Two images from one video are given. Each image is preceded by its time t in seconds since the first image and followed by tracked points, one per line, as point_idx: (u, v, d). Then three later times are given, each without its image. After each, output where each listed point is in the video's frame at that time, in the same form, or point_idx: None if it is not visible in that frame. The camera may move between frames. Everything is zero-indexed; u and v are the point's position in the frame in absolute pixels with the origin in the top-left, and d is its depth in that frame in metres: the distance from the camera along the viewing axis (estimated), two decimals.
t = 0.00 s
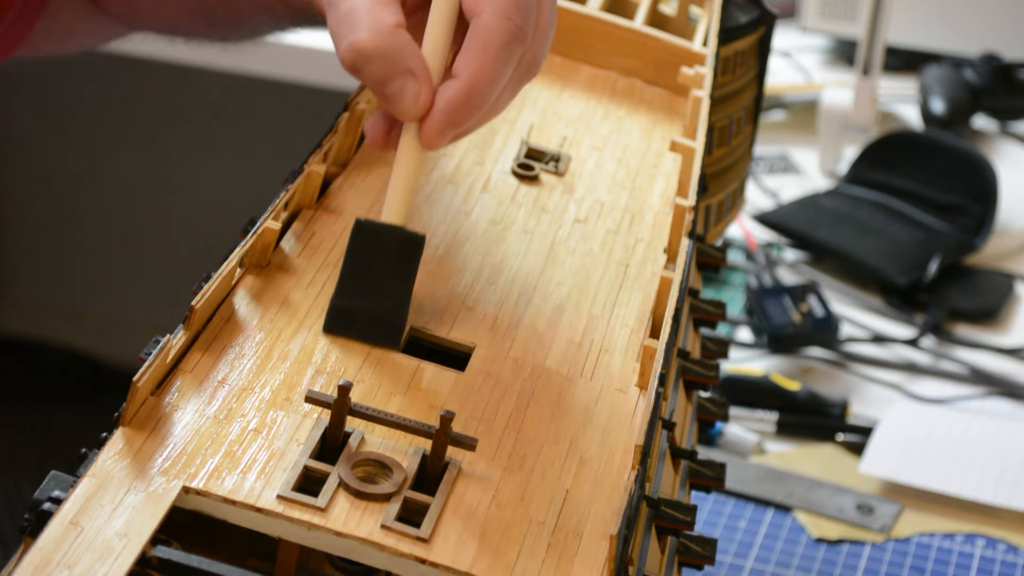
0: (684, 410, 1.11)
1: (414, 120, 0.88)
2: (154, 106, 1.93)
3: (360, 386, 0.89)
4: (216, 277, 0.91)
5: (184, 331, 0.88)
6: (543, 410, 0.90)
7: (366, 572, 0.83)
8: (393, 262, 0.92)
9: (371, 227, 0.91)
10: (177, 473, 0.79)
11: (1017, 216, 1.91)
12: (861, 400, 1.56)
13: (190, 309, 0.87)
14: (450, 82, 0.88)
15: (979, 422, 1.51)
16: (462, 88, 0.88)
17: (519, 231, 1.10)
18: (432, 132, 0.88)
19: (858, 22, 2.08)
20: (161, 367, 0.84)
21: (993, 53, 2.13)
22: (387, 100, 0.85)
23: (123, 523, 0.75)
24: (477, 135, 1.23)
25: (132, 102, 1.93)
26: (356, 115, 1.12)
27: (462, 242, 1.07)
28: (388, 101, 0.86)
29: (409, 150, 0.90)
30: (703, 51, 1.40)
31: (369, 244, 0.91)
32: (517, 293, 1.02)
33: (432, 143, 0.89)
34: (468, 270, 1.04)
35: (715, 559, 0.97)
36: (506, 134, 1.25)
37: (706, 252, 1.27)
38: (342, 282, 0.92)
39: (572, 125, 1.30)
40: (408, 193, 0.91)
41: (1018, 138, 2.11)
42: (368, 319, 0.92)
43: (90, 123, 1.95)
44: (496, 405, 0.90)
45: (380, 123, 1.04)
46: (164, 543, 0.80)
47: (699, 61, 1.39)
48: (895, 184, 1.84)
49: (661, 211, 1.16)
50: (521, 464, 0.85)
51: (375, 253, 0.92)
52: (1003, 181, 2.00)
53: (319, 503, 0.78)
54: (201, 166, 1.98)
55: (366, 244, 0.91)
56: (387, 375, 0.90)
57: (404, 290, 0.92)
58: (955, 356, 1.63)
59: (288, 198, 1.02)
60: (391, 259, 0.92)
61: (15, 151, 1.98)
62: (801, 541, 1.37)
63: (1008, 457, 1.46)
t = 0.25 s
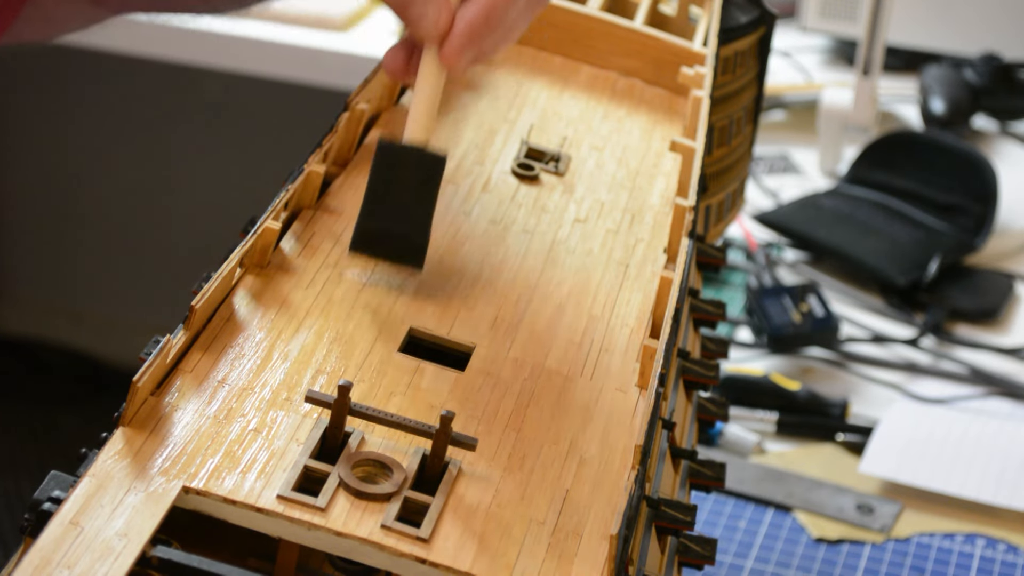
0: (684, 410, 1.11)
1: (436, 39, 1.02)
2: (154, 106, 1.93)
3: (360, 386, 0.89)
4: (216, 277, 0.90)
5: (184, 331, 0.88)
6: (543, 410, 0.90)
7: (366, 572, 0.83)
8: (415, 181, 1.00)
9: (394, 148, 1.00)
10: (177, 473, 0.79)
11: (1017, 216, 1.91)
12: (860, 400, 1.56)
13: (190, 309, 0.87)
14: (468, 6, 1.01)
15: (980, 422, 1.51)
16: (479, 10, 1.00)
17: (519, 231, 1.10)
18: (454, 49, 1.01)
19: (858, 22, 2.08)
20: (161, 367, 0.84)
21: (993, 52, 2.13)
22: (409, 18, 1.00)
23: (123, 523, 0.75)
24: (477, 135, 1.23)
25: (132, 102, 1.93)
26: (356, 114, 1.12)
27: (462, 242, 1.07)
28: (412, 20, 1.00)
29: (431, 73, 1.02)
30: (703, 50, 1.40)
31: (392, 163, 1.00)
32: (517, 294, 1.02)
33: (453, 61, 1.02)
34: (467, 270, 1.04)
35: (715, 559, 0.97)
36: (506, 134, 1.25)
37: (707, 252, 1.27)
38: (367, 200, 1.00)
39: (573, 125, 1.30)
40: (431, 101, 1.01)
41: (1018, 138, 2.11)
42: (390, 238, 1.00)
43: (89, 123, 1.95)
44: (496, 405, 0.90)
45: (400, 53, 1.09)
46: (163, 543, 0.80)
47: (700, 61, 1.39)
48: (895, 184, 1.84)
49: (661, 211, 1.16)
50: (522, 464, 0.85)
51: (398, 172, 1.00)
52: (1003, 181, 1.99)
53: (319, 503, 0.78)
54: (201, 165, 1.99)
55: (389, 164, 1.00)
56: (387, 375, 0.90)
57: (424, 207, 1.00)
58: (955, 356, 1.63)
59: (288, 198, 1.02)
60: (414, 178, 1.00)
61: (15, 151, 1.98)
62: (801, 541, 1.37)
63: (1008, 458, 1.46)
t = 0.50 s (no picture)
0: (684, 410, 1.11)
1: (450, 91, 0.90)
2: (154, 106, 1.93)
3: (360, 386, 0.89)
4: (216, 277, 0.91)
5: (184, 331, 0.88)
6: (543, 410, 0.90)
7: (366, 572, 0.83)
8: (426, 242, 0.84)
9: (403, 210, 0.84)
10: (177, 473, 0.79)
11: (1017, 216, 1.91)
12: (861, 400, 1.56)
13: (190, 309, 0.87)
14: (484, 46, 0.91)
15: (980, 422, 1.51)
16: (498, 48, 0.90)
17: (519, 231, 1.10)
18: (468, 101, 0.89)
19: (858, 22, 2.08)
20: (161, 367, 0.84)
21: (993, 53, 2.13)
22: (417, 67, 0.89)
23: (124, 523, 0.75)
24: (477, 135, 1.23)
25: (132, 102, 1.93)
26: (356, 114, 1.12)
27: (462, 243, 1.07)
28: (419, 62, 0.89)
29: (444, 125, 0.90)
30: (703, 51, 1.40)
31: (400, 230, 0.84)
32: (517, 294, 1.02)
33: (468, 115, 0.90)
34: (468, 270, 1.04)
35: (714, 559, 0.97)
36: (507, 134, 1.25)
37: (707, 252, 1.27)
38: (371, 268, 0.84)
39: (573, 125, 1.30)
40: (445, 158, 0.88)
41: (1018, 138, 2.11)
42: (398, 313, 0.83)
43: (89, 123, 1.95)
44: (496, 405, 0.90)
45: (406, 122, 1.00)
46: (163, 543, 0.80)
47: (699, 61, 1.39)
48: (895, 184, 1.84)
49: (661, 211, 1.16)
50: (522, 464, 0.85)
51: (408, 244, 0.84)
52: (1003, 181, 1.99)
53: (319, 503, 0.78)
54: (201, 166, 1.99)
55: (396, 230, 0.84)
56: (387, 375, 0.90)
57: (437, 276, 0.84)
58: (955, 356, 1.63)
59: (288, 198, 1.02)
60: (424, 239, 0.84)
61: (16, 152, 1.98)
62: (801, 541, 1.37)
63: (1008, 458, 1.46)
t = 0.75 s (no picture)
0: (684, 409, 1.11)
1: (455, 166, 0.87)
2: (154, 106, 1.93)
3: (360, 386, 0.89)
4: (216, 277, 0.90)
5: (184, 331, 0.88)
6: (543, 410, 0.90)
7: (366, 572, 0.83)
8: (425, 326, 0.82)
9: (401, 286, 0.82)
10: (177, 473, 0.79)
11: (1017, 216, 1.91)
12: (861, 400, 1.56)
13: (190, 309, 0.87)
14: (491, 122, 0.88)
15: (980, 422, 1.51)
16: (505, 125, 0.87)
17: (519, 231, 1.10)
18: (473, 178, 0.86)
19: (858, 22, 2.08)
20: (161, 367, 0.84)
21: (993, 53, 2.12)
22: (422, 141, 0.86)
23: (123, 523, 0.75)
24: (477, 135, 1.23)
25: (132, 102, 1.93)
26: (356, 114, 1.12)
27: (462, 243, 1.07)
28: (423, 137, 0.86)
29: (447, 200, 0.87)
30: (703, 51, 1.40)
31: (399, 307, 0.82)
32: (517, 294, 1.02)
33: (473, 190, 0.87)
34: (468, 271, 1.04)
35: (714, 559, 0.97)
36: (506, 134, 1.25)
37: (707, 252, 1.27)
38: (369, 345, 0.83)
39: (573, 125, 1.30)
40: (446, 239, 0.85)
41: (1017, 138, 2.11)
42: (397, 389, 0.83)
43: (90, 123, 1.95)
44: (497, 406, 0.90)
45: (411, 189, 0.97)
46: (163, 543, 0.80)
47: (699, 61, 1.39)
48: (895, 184, 1.83)
49: (661, 211, 1.16)
50: (522, 464, 0.85)
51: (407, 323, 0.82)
52: (1003, 181, 1.99)
53: (319, 503, 0.78)
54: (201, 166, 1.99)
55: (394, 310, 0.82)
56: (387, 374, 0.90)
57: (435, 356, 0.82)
58: (955, 356, 1.63)
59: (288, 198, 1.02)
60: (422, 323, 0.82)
61: (16, 152, 1.98)
62: (801, 541, 1.37)
63: (1008, 458, 1.46)
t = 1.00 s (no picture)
0: (684, 409, 1.11)
1: (453, 185, 0.89)
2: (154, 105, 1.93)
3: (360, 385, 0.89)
4: (216, 277, 0.90)
5: (184, 331, 0.88)
6: (543, 410, 0.90)
7: (366, 572, 0.83)
8: (419, 348, 0.82)
9: (397, 303, 0.82)
10: (177, 473, 0.79)
11: (1017, 217, 1.91)
12: (861, 400, 1.56)
13: (190, 309, 0.87)
14: (490, 142, 0.89)
15: (980, 422, 1.51)
16: (503, 147, 0.88)
17: (519, 231, 1.10)
18: (470, 198, 0.88)
19: (858, 22, 2.08)
20: (161, 367, 0.84)
21: (993, 53, 2.12)
22: (420, 161, 0.87)
23: (123, 523, 0.75)
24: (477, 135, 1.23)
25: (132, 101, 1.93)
26: (356, 114, 1.12)
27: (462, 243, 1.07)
28: (422, 157, 0.87)
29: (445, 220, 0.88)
30: (703, 51, 1.40)
31: (395, 325, 0.82)
32: (517, 294, 1.02)
33: (471, 210, 0.89)
34: (468, 271, 1.04)
35: (715, 559, 0.97)
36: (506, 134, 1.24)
37: (707, 252, 1.27)
38: (366, 365, 0.83)
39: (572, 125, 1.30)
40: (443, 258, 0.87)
41: (1018, 138, 2.11)
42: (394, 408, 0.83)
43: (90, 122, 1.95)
44: (497, 405, 0.89)
45: (410, 207, 0.96)
46: (163, 543, 0.80)
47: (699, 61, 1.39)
48: (895, 184, 1.84)
49: (661, 211, 1.16)
50: (522, 464, 0.85)
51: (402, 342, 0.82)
52: (1003, 181, 1.99)
53: (319, 502, 0.78)
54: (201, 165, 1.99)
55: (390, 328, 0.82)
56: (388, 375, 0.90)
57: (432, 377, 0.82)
58: (955, 356, 1.63)
59: (288, 198, 1.02)
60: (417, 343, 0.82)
61: (17, 152, 1.98)
62: (801, 541, 1.37)
63: (1008, 458, 1.46)
